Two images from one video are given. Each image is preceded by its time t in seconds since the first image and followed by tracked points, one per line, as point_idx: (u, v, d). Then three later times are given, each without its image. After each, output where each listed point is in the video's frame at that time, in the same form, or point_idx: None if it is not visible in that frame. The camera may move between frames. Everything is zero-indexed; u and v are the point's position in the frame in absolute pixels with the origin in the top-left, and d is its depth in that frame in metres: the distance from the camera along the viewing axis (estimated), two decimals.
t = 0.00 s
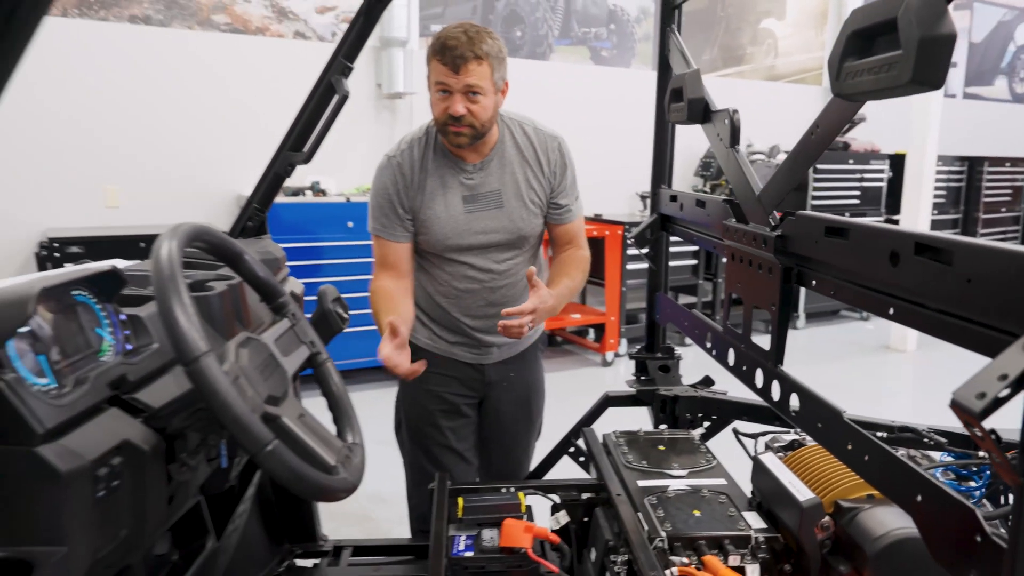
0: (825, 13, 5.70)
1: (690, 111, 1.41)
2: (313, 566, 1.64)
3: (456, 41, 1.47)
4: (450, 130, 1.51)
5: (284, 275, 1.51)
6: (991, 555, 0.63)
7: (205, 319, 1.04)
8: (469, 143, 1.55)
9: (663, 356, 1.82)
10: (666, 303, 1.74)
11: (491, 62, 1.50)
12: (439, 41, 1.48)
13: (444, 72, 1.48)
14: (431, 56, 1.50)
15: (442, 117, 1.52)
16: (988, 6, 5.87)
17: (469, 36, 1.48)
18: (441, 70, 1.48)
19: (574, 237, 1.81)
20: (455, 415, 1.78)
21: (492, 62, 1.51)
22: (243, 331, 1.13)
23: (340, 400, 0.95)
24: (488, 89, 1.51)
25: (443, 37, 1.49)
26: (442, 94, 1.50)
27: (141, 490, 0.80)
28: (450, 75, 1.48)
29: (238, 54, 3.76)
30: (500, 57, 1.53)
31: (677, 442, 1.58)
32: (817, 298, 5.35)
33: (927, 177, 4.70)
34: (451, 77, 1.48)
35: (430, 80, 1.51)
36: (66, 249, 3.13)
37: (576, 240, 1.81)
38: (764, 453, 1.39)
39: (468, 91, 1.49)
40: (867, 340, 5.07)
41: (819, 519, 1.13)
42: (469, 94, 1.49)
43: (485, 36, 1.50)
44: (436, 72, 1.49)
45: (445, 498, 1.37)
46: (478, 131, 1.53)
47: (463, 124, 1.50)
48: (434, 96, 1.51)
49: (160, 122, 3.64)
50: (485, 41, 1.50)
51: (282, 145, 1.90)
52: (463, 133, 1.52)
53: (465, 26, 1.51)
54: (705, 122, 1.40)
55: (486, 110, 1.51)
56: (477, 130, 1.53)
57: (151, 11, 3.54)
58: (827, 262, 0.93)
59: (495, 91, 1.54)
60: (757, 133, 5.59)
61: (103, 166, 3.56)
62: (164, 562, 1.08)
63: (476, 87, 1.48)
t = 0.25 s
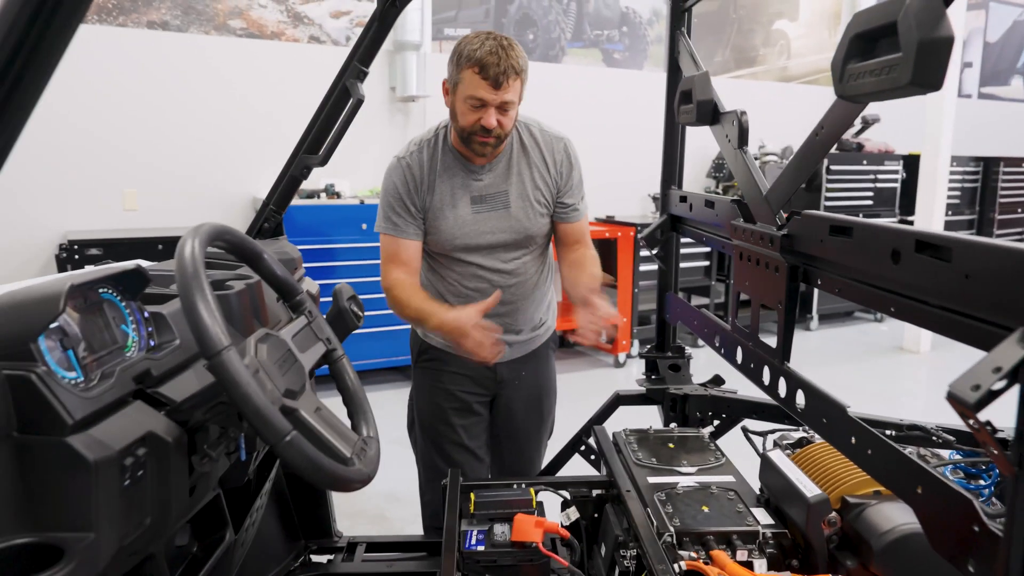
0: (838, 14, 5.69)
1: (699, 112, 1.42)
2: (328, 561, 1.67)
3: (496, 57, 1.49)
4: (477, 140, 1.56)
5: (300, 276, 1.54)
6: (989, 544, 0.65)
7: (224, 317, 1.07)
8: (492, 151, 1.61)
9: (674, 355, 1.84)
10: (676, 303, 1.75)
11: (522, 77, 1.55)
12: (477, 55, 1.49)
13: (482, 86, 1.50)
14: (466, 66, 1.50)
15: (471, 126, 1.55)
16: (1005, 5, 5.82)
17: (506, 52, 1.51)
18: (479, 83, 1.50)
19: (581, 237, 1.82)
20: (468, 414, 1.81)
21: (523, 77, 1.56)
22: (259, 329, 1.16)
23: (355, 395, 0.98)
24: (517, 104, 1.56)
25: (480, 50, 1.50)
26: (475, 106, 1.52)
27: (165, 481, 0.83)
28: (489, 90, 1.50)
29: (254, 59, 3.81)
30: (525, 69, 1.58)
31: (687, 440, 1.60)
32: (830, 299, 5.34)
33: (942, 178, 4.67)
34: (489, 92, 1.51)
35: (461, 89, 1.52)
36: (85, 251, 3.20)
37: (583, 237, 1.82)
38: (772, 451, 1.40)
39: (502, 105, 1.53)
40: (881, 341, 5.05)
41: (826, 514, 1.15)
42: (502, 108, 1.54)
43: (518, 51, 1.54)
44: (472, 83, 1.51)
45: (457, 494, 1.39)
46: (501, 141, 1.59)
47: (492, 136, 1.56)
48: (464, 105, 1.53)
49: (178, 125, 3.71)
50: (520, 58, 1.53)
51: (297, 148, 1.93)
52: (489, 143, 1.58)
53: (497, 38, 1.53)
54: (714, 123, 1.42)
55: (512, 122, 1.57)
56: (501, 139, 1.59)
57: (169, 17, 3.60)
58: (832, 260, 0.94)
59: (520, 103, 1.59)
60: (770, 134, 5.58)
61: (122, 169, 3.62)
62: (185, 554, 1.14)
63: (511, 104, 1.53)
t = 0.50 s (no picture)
0: (836, 12, 5.71)
1: (694, 111, 1.44)
2: (332, 559, 1.69)
3: (491, 62, 1.50)
4: (476, 143, 1.59)
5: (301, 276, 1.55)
6: (976, 531, 0.67)
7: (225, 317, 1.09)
8: (491, 152, 1.63)
9: (672, 352, 1.85)
10: (674, 300, 1.77)
11: (517, 79, 1.57)
12: (474, 61, 1.50)
13: (480, 92, 1.51)
14: (463, 72, 1.51)
15: (471, 131, 1.57)
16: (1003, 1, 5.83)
17: (500, 54, 1.52)
18: (477, 89, 1.51)
19: (581, 233, 1.86)
20: (468, 412, 1.82)
21: (518, 78, 1.57)
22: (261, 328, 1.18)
23: (356, 391, 1.00)
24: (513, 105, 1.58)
25: (475, 54, 1.50)
26: (474, 112, 1.54)
27: (170, 477, 0.85)
28: (487, 95, 1.51)
29: (254, 61, 3.83)
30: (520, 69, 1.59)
31: (685, 436, 1.62)
32: (831, 296, 5.36)
33: (941, 175, 4.68)
34: (487, 97, 1.52)
35: (458, 94, 1.53)
36: (87, 254, 3.22)
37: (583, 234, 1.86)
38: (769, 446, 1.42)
39: (500, 108, 1.55)
40: (881, 337, 5.06)
41: (822, 507, 1.17)
42: (500, 111, 1.55)
43: (511, 53, 1.55)
44: (469, 89, 1.51)
45: (458, 491, 1.40)
46: (500, 142, 1.61)
47: (491, 139, 1.58)
48: (462, 111, 1.54)
49: (179, 128, 3.73)
50: (514, 59, 1.55)
51: (298, 150, 1.94)
52: (489, 145, 1.60)
53: (490, 40, 1.54)
54: (709, 122, 1.43)
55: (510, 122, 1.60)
56: (500, 140, 1.61)
57: (170, 21, 3.62)
58: (825, 256, 0.96)
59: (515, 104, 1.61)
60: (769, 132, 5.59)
61: (123, 172, 3.64)
62: (190, 550, 1.15)
63: (508, 107, 1.55)
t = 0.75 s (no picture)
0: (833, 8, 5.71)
1: (689, 109, 1.45)
2: (334, 558, 1.70)
3: (498, 75, 1.51)
4: (485, 154, 1.61)
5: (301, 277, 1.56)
6: (966, 521, 0.68)
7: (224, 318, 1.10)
8: (500, 161, 1.65)
9: (670, 349, 1.86)
10: (672, 297, 1.77)
11: (524, 88, 1.58)
12: (480, 74, 1.51)
13: (488, 106, 1.53)
14: (470, 85, 1.52)
15: (480, 143, 1.59)
16: None
17: (507, 67, 1.53)
18: (485, 102, 1.53)
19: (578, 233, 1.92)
20: (467, 411, 1.83)
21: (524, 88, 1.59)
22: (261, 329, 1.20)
23: (354, 390, 1.01)
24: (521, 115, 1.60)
25: (482, 68, 1.51)
26: (482, 125, 1.55)
27: (171, 476, 0.86)
28: (494, 107, 1.53)
29: (253, 64, 3.85)
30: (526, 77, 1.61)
31: (684, 432, 1.62)
32: (831, 292, 5.36)
33: (940, 170, 4.69)
34: (495, 110, 1.53)
35: (466, 107, 1.55)
36: (89, 258, 3.24)
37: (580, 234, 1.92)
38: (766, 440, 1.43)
39: (508, 119, 1.56)
40: (882, 333, 5.06)
41: (819, 501, 1.18)
42: (508, 122, 1.57)
43: (517, 63, 1.56)
44: (476, 102, 1.53)
45: (458, 490, 1.41)
46: (508, 151, 1.64)
47: (500, 149, 1.60)
48: (470, 124, 1.56)
49: (178, 132, 3.74)
50: (521, 70, 1.56)
51: (296, 152, 1.94)
52: (498, 155, 1.62)
53: (496, 52, 1.55)
54: (703, 120, 1.44)
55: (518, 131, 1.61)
56: (508, 149, 1.63)
57: (168, 25, 3.63)
58: (816, 252, 0.97)
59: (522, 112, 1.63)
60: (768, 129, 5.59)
61: (123, 177, 3.66)
62: (193, 550, 1.15)
63: (516, 118, 1.57)
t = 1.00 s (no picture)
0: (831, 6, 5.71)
1: (683, 107, 1.45)
2: (333, 558, 1.70)
3: (510, 82, 1.51)
4: (493, 159, 1.63)
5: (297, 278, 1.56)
6: (956, 513, 0.69)
7: (219, 319, 1.11)
8: (506, 165, 1.67)
9: (667, 346, 1.86)
10: (669, 294, 1.77)
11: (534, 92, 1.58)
12: (492, 80, 1.51)
13: (499, 113, 1.53)
14: (481, 92, 1.52)
15: (488, 149, 1.60)
16: None
17: (518, 73, 1.53)
18: (496, 109, 1.53)
19: (574, 239, 1.95)
20: (465, 410, 1.84)
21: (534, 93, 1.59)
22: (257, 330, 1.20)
23: (349, 389, 1.01)
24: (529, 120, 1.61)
25: (494, 75, 1.51)
26: (492, 131, 1.56)
27: (165, 475, 0.86)
28: (504, 113, 1.54)
29: (250, 66, 3.85)
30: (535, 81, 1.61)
31: (682, 430, 1.62)
32: (831, 290, 5.35)
33: (939, 167, 4.68)
34: (506, 117, 1.54)
35: (476, 114, 1.55)
36: (88, 261, 3.24)
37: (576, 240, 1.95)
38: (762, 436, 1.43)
39: (518, 125, 1.57)
40: (883, 331, 5.06)
41: (815, 497, 1.18)
42: (517, 128, 1.58)
43: (527, 69, 1.56)
44: (487, 109, 1.53)
45: (455, 488, 1.41)
46: (515, 156, 1.65)
47: (507, 155, 1.62)
48: (479, 130, 1.57)
49: (177, 134, 3.75)
50: (531, 76, 1.56)
51: (292, 153, 1.94)
52: (505, 160, 1.64)
53: (507, 57, 1.54)
54: (698, 117, 1.44)
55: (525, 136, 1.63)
56: (516, 154, 1.65)
57: (166, 28, 3.64)
58: (809, 247, 0.97)
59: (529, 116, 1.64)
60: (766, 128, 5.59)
61: (123, 180, 3.66)
62: (189, 550, 1.15)
63: (524, 124, 1.58)
